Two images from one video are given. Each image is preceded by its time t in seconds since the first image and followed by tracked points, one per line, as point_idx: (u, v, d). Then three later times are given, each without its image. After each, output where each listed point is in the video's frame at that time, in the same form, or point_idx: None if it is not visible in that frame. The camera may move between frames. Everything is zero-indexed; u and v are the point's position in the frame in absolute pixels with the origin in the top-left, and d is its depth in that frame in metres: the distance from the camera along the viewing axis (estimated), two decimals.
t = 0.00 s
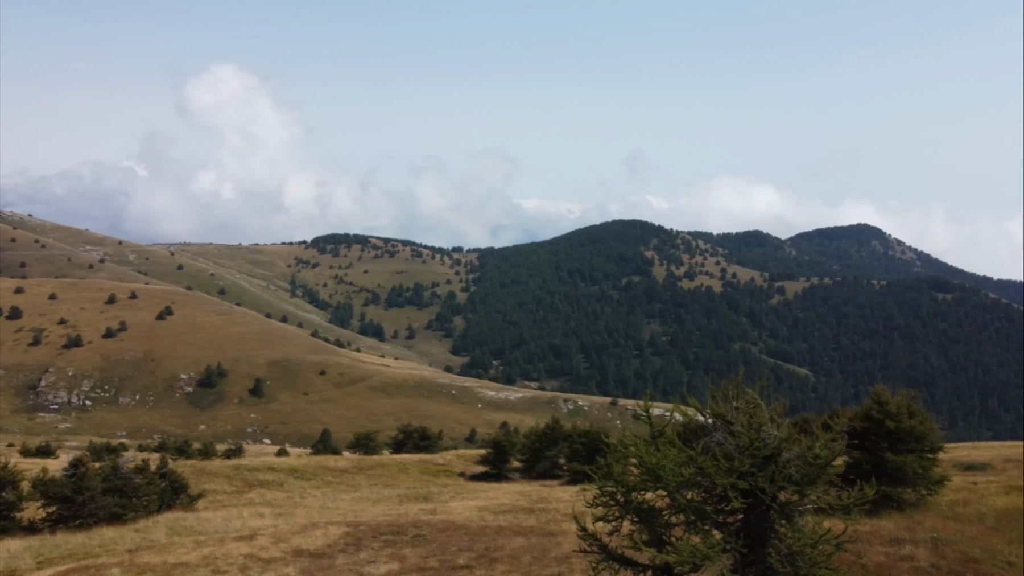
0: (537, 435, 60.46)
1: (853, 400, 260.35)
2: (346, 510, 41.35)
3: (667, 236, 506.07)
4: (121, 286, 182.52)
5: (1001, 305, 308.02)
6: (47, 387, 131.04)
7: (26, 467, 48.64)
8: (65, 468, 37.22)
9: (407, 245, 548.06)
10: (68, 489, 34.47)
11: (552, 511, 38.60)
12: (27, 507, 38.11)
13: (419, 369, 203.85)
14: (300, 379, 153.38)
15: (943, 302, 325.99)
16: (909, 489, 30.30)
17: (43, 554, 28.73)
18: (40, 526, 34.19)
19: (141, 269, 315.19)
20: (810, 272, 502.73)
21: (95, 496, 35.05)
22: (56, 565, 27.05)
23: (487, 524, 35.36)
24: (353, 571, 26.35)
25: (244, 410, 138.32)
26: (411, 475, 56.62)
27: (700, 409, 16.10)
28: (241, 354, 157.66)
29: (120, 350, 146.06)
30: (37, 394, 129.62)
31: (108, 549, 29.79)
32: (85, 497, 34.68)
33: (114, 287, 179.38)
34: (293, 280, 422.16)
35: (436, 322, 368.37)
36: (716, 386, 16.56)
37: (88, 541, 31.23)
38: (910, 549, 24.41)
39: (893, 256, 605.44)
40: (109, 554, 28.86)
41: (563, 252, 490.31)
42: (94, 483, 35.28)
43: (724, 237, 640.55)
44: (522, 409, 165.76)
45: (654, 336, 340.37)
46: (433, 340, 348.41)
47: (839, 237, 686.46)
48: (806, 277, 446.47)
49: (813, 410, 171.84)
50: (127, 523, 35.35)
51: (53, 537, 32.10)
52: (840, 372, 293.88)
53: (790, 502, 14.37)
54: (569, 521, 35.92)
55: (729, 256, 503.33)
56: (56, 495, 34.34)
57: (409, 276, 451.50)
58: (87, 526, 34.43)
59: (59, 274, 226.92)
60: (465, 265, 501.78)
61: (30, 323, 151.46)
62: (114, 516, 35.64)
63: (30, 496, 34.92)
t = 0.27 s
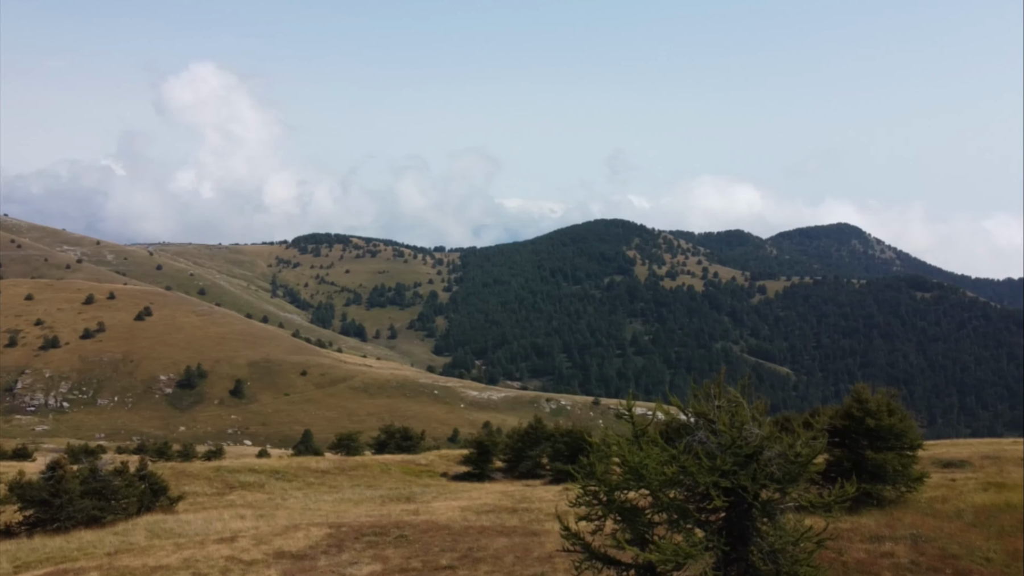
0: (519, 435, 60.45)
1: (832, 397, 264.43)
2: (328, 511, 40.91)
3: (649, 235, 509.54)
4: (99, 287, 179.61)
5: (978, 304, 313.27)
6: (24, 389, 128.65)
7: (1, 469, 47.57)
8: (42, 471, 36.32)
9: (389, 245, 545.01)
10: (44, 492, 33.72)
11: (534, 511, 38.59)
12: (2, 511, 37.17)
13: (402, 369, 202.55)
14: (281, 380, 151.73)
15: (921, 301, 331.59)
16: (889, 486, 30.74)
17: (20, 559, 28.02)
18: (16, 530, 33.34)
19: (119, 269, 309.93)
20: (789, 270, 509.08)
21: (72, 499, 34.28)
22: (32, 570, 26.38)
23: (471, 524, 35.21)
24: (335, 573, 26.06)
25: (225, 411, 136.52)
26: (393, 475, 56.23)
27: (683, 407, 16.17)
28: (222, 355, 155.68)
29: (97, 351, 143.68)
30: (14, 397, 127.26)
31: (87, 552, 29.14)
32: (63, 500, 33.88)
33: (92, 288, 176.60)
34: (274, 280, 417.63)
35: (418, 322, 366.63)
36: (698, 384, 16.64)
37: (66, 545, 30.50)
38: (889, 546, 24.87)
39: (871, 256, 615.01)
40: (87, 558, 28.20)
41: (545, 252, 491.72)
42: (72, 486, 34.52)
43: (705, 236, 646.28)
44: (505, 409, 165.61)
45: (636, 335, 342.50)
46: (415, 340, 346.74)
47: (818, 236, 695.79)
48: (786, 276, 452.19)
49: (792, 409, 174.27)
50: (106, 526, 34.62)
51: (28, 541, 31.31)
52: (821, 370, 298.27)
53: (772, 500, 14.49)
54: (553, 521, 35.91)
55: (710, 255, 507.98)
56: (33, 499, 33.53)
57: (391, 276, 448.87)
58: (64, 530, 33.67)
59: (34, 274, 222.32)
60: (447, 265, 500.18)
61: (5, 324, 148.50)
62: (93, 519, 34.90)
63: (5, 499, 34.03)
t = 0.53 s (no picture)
0: (502, 435, 60.37)
1: (813, 395, 268.09)
2: (310, 512, 40.44)
3: (631, 235, 512.62)
4: (76, 288, 176.67)
5: (956, 302, 318.46)
6: None
7: None
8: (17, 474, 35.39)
9: (371, 244, 541.61)
10: (21, 496, 32.90)
11: (517, 511, 38.57)
12: None
13: (384, 369, 201.40)
14: (262, 381, 149.97)
15: (900, 299, 336.66)
16: (869, 483, 31.20)
17: None
18: None
19: (96, 269, 304.61)
20: (770, 270, 515.16)
21: (50, 502, 33.51)
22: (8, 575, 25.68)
23: (454, 524, 35.07)
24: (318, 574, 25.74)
25: (205, 412, 134.63)
26: (376, 476, 55.80)
27: (665, 407, 16.20)
28: (202, 356, 153.62)
29: (75, 352, 141.29)
30: None
31: (65, 556, 28.52)
32: (39, 503, 33.06)
33: (69, 289, 173.82)
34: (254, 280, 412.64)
35: (400, 322, 364.51)
36: (681, 382, 16.67)
37: (44, 549, 29.78)
38: (870, 543, 25.22)
39: (851, 255, 624.04)
40: (65, 562, 27.56)
41: (527, 251, 492.37)
42: (50, 489, 33.71)
43: (688, 236, 651.48)
44: (488, 409, 165.34)
45: (618, 334, 344.33)
46: (397, 341, 344.83)
47: (799, 236, 704.60)
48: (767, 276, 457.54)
49: (773, 408, 176.18)
50: (84, 529, 33.87)
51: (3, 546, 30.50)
52: (802, 369, 302.79)
53: (754, 497, 14.58)
54: (536, 521, 35.91)
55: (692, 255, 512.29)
56: (9, 502, 32.71)
57: (373, 276, 445.96)
58: (41, 534, 32.86)
59: (8, 275, 217.64)
60: (429, 265, 498.26)
61: None
62: (71, 522, 34.10)
63: None
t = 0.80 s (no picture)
0: (485, 435, 60.19)
1: (793, 394, 271.70)
2: (291, 514, 39.95)
3: (613, 234, 515.32)
4: (53, 290, 173.90)
5: (935, 301, 323.42)
6: None
7: None
8: None
9: (353, 244, 537.83)
10: None
11: (500, 511, 38.48)
12: None
13: (366, 369, 200.04)
14: (242, 382, 148.13)
15: (881, 298, 341.17)
16: (849, 481, 31.63)
17: None
18: None
19: (72, 270, 299.16)
20: (752, 269, 520.49)
21: (27, 506, 32.75)
22: None
23: (436, 525, 34.88)
24: None
25: (185, 414, 132.72)
26: (358, 477, 55.32)
27: (646, 406, 16.25)
28: (181, 357, 151.58)
29: (52, 354, 139.07)
30: None
31: (42, 560, 27.88)
32: (16, 507, 32.30)
33: (45, 290, 171.09)
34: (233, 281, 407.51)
35: (382, 322, 362.06)
36: (662, 382, 16.73)
37: (20, 553, 29.03)
38: (851, 540, 25.57)
39: (832, 254, 631.94)
40: (42, 567, 26.91)
41: (510, 251, 492.60)
42: (26, 492, 32.94)
43: (670, 235, 655.99)
44: (470, 409, 164.87)
45: (600, 334, 345.93)
46: (379, 341, 342.48)
47: (779, 235, 712.67)
48: (748, 275, 462.15)
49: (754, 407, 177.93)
50: (62, 533, 33.12)
51: None
52: (783, 367, 306.70)
53: (735, 496, 14.68)
54: (518, 520, 35.85)
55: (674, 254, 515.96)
56: None
57: (355, 276, 442.67)
58: (18, 538, 32.08)
59: None
60: (411, 265, 495.91)
61: None
62: (48, 526, 33.33)
63: None
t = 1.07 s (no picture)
0: (467, 434, 60.01)
1: (775, 392, 275.03)
2: (273, 515, 39.38)
3: (595, 234, 517.42)
4: (28, 291, 170.75)
5: (913, 299, 326.26)
6: None
7: None
8: None
9: (334, 244, 533.19)
10: None
11: (483, 511, 38.30)
12: None
13: (347, 370, 198.15)
14: (222, 383, 146.16)
15: (860, 297, 346.25)
16: (830, 478, 32.09)
17: None
18: None
19: (48, 270, 293.48)
20: (733, 269, 525.58)
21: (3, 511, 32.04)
22: None
23: (419, 525, 34.66)
24: None
25: (165, 415, 130.64)
26: (339, 478, 54.76)
27: (629, 405, 16.29)
28: (161, 359, 149.42)
29: (29, 356, 136.74)
30: None
31: (18, 565, 27.16)
32: None
33: (21, 291, 168.06)
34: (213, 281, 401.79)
35: (364, 322, 359.32)
36: (644, 381, 16.78)
37: None
38: (832, 538, 25.92)
39: (812, 253, 640.33)
40: (16, 572, 26.16)
41: (492, 250, 492.03)
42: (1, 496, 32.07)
43: (652, 235, 660.25)
44: (453, 409, 164.31)
45: (583, 333, 347.16)
46: (361, 342, 339.88)
47: (760, 235, 720.52)
48: (729, 274, 466.52)
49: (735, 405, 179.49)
50: (39, 536, 32.31)
51: None
52: (764, 366, 310.52)
53: (717, 495, 14.79)
54: (501, 521, 35.74)
55: (656, 254, 519.33)
56: None
57: (336, 276, 438.92)
58: None
59: None
60: (393, 265, 492.96)
61: None
62: (24, 530, 32.47)
63: None
